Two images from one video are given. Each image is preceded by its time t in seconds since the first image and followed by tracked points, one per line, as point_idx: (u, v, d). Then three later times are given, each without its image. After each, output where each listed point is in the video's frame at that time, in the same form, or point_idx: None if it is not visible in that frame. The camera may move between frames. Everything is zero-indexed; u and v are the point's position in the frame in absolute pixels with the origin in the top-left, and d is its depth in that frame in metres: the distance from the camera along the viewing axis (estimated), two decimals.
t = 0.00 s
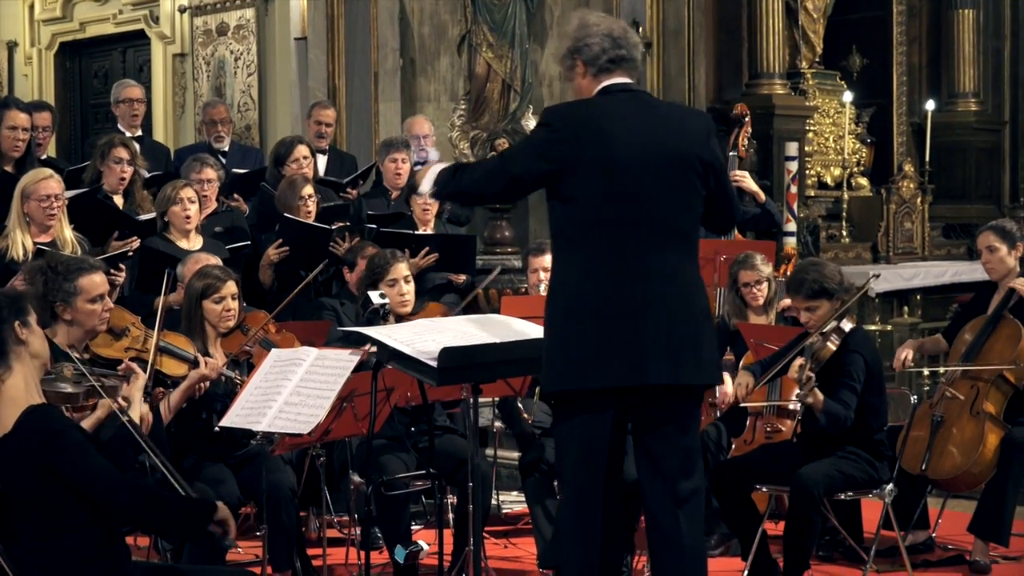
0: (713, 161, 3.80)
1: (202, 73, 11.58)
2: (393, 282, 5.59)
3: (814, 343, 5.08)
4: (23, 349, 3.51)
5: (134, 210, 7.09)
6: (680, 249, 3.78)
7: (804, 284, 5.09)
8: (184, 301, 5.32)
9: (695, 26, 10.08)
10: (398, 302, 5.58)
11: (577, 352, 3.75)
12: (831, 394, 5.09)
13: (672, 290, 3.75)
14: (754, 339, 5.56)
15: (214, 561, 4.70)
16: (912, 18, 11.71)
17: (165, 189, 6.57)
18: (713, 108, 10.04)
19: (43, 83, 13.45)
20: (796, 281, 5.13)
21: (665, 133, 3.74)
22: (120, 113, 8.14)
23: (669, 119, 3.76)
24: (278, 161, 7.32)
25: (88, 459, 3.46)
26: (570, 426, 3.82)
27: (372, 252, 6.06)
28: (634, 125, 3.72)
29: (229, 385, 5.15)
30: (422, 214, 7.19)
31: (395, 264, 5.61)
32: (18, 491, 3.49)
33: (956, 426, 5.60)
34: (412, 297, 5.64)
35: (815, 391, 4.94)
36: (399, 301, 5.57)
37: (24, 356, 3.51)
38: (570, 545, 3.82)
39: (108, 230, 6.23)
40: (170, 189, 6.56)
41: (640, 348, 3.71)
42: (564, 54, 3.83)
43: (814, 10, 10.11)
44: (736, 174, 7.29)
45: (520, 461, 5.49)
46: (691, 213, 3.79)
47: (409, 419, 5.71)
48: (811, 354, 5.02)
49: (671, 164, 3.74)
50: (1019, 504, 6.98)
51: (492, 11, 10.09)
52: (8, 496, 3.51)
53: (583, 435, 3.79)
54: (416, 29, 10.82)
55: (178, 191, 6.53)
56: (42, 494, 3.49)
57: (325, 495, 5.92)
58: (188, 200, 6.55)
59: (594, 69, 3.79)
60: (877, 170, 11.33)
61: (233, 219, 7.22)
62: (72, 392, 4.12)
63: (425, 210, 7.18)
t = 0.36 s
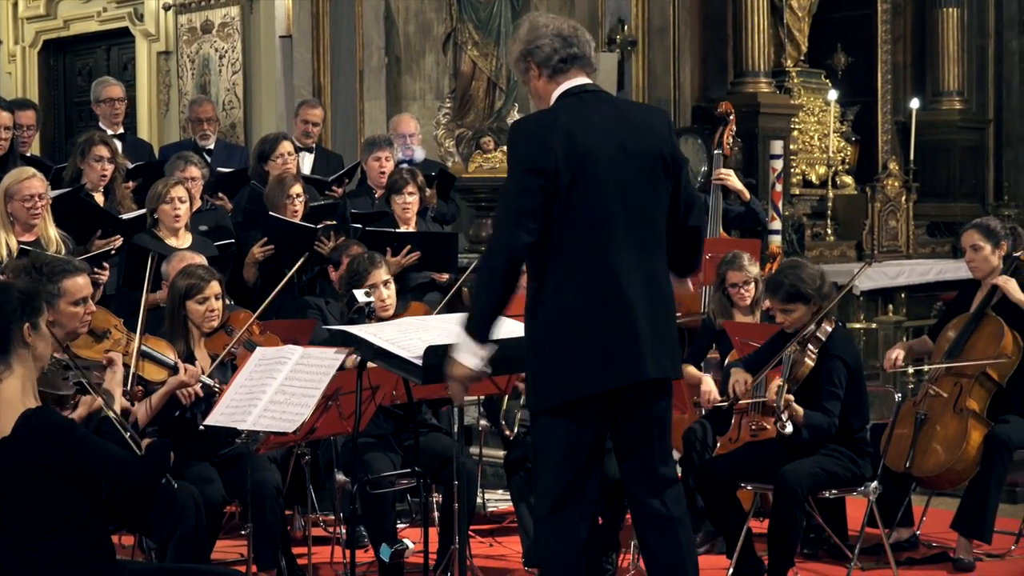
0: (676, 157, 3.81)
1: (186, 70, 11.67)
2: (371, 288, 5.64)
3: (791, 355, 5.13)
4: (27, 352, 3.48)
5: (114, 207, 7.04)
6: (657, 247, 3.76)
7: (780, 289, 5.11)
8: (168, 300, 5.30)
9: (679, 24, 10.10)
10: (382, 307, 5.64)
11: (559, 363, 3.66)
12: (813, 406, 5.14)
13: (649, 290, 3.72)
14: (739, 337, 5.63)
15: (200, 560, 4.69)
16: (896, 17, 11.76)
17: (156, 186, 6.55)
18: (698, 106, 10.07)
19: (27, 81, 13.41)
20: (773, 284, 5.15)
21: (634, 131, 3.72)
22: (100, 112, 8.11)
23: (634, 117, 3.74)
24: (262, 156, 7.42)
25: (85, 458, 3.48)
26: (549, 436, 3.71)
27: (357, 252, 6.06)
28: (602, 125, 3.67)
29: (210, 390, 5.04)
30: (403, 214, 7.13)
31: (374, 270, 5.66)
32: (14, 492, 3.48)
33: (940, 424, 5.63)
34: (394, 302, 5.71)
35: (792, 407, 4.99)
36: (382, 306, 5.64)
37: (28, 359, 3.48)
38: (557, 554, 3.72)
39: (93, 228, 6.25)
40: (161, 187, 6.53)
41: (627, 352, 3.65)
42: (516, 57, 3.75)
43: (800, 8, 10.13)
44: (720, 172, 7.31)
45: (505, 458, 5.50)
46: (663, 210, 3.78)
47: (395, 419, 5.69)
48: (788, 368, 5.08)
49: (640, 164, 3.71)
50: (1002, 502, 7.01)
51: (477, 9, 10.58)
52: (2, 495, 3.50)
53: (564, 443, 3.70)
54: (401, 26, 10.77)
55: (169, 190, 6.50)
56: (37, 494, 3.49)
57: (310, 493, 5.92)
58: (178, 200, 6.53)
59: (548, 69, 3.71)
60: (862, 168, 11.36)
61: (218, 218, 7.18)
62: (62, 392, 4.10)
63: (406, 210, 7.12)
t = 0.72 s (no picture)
0: (686, 163, 3.93)
1: (168, 71, 11.65)
2: (359, 291, 5.60)
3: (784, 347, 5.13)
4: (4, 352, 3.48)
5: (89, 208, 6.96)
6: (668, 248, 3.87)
7: (779, 278, 5.09)
8: (149, 300, 5.29)
9: (662, 25, 10.11)
10: (365, 310, 5.59)
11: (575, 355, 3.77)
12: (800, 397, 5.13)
13: (660, 291, 3.83)
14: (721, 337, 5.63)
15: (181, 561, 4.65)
16: (878, 18, 11.78)
17: (143, 187, 6.48)
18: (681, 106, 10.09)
19: (7, 81, 13.35)
20: (770, 274, 5.12)
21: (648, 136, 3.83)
22: (80, 113, 8.09)
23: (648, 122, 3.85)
24: (244, 156, 7.42)
25: (50, 463, 3.45)
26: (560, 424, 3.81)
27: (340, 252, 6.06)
28: (619, 129, 3.78)
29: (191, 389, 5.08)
30: (382, 216, 7.12)
31: (363, 273, 5.61)
32: None
33: (922, 424, 5.63)
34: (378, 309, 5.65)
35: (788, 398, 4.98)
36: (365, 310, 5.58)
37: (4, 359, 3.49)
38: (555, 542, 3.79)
39: (73, 230, 6.16)
40: (148, 189, 6.47)
41: (640, 349, 3.76)
42: (531, 56, 3.86)
43: (782, 9, 10.17)
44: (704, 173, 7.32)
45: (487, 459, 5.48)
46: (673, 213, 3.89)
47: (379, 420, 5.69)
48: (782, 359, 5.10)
49: (653, 166, 3.82)
50: (984, 502, 7.03)
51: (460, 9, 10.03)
52: None
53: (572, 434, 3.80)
54: (383, 27, 10.46)
55: (155, 194, 6.46)
56: (7, 499, 3.48)
57: (292, 494, 5.91)
58: (164, 204, 6.50)
59: (564, 70, 3.82)
60: (844, 168, 11.39)
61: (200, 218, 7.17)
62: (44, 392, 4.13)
63: (385, 212, 7.11)
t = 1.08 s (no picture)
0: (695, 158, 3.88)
1: (154, 71, 11.61)
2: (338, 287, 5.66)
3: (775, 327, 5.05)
4: None
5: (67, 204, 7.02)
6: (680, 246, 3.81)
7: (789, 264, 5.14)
8: (133, 300, 5.27)
9: (650, 25, 10.11)
10: (349, 305, 5.64)
11: (588, 356, 3.70)
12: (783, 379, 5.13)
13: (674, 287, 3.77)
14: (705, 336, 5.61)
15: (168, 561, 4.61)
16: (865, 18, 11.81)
17: (126, 187, 6.48)
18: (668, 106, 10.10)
19: None
20: (779, 260, 5.20)
21: (664, 130, 3.76)
22: (64, 112, 8.05)
23: (663, 117, 3.79)
24: (232, 156, 7.41)
25: (45, 447, 3.46)
26: (572, 427, 3.73)
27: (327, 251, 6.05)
28: (637, 123, 3.70)
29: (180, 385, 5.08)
30: (365, 212, 7.08)
31: (340, 270, 5.68)
32: None
33: (909, 424, 5.63)
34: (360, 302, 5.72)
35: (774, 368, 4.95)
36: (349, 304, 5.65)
37: None
38: (570, 549, 3.71)
39: (59, 229, 6.19)
40: (132, 187, 6.47)
41: (657, 346, 3.69)
42: (546, 52, 3.77)
43: (769, 9, 10.19)
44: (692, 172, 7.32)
45: (475, 459, 5.48)
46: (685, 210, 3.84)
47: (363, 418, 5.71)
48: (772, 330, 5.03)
49: (668, 162, 3.75)
50: (970, 501, 7.04)
51: (446, 9, 10.12)
52: None
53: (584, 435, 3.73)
54: (371, 27, 10.64)
55: (140, 192, 6.45)
56: (5, 488, 3.48)
57: (279, 494, 5.89)
58: (148, 202, 6.49)
59: (579, 65, 3.73)
60: (830, 168, 11.42)
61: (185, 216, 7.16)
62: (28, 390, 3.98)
63: (369, 208, 7.07)
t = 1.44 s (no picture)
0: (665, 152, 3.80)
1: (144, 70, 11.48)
2: (331, 289, 5.61)
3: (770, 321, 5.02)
4: None
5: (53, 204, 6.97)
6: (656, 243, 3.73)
7: (793, 260, 5.17)
8: (121, 301, 5.26)
9: (640, 25, 10.12)
10: (341, 308, 5.62)
11: (573, 362, 3.60)
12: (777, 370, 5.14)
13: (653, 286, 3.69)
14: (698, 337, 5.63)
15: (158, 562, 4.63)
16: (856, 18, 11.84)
17: (114, 186, 6.46)
18: (659, 105, 10.11)
19: None
20: (785, 257, 5.21)
21: (634, 128, 3.68)
22: (54, 111, 8.04)
23: (631, 115, 3.70)
24: (224, 156, 7.40)
25: (39, 449, 3.46)
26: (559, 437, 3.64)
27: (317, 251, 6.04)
28: (605, 123, 3.62)
29: (169, 388, 5.06)
30: (354, 209, 7.07)
31: (334, 271, 5.63)
32: None
33: (898, 423, 5.65)
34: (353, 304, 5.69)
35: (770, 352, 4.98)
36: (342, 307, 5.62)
37: None
38: (569, 559, 3.63)
39: (47, 228, 6.17)
40: (119, 188, 6.44)
41: (638, 348, 3.62)
42: (510, 54, 3.68)
43: (759, 9, 10.19)
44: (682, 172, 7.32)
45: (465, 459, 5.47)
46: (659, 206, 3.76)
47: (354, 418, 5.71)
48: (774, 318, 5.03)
49: (640, 160, 3.67)
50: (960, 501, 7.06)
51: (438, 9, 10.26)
52: None
53: (570, 447, 3.65)
54: (361, 27, 10.76)
55: (127, 193, 6.43)
56: None
57: (270, 494, 5.89)
58: (136, 202, 6.47)
59: (544, 64, 3.64)
60: (821, 168, 11.44)
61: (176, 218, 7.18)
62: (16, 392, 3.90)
63: (357, 207, 7.06)
